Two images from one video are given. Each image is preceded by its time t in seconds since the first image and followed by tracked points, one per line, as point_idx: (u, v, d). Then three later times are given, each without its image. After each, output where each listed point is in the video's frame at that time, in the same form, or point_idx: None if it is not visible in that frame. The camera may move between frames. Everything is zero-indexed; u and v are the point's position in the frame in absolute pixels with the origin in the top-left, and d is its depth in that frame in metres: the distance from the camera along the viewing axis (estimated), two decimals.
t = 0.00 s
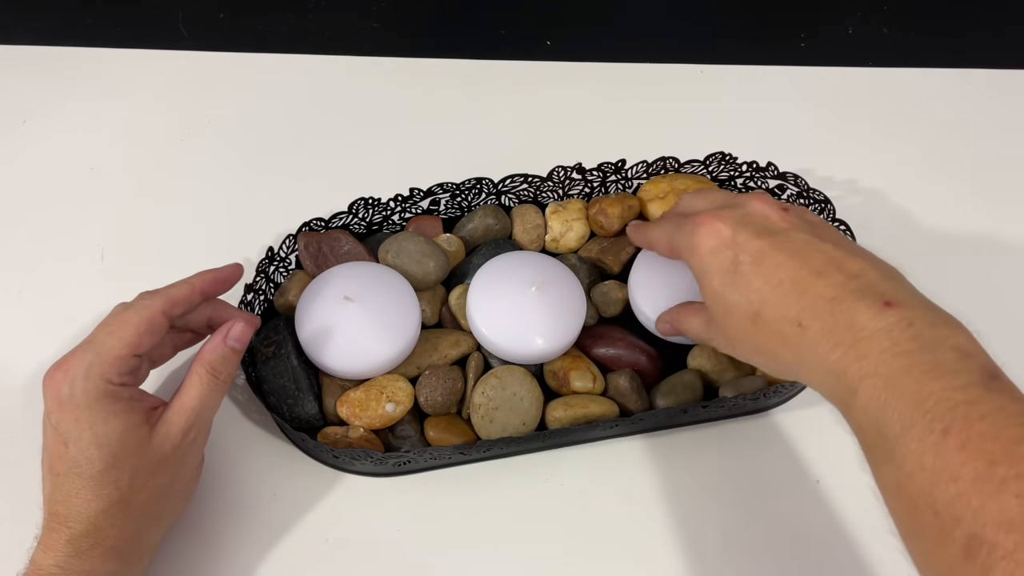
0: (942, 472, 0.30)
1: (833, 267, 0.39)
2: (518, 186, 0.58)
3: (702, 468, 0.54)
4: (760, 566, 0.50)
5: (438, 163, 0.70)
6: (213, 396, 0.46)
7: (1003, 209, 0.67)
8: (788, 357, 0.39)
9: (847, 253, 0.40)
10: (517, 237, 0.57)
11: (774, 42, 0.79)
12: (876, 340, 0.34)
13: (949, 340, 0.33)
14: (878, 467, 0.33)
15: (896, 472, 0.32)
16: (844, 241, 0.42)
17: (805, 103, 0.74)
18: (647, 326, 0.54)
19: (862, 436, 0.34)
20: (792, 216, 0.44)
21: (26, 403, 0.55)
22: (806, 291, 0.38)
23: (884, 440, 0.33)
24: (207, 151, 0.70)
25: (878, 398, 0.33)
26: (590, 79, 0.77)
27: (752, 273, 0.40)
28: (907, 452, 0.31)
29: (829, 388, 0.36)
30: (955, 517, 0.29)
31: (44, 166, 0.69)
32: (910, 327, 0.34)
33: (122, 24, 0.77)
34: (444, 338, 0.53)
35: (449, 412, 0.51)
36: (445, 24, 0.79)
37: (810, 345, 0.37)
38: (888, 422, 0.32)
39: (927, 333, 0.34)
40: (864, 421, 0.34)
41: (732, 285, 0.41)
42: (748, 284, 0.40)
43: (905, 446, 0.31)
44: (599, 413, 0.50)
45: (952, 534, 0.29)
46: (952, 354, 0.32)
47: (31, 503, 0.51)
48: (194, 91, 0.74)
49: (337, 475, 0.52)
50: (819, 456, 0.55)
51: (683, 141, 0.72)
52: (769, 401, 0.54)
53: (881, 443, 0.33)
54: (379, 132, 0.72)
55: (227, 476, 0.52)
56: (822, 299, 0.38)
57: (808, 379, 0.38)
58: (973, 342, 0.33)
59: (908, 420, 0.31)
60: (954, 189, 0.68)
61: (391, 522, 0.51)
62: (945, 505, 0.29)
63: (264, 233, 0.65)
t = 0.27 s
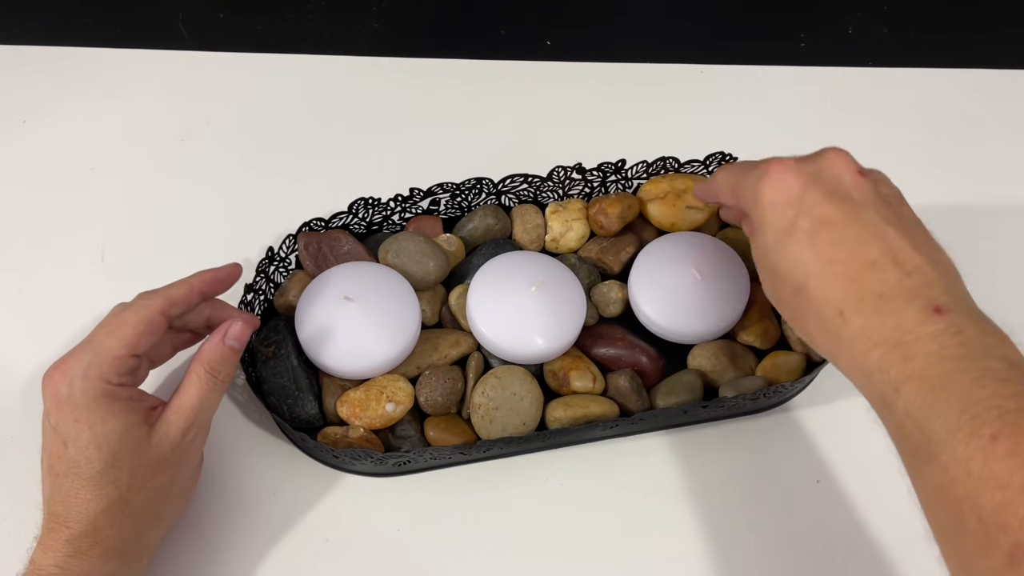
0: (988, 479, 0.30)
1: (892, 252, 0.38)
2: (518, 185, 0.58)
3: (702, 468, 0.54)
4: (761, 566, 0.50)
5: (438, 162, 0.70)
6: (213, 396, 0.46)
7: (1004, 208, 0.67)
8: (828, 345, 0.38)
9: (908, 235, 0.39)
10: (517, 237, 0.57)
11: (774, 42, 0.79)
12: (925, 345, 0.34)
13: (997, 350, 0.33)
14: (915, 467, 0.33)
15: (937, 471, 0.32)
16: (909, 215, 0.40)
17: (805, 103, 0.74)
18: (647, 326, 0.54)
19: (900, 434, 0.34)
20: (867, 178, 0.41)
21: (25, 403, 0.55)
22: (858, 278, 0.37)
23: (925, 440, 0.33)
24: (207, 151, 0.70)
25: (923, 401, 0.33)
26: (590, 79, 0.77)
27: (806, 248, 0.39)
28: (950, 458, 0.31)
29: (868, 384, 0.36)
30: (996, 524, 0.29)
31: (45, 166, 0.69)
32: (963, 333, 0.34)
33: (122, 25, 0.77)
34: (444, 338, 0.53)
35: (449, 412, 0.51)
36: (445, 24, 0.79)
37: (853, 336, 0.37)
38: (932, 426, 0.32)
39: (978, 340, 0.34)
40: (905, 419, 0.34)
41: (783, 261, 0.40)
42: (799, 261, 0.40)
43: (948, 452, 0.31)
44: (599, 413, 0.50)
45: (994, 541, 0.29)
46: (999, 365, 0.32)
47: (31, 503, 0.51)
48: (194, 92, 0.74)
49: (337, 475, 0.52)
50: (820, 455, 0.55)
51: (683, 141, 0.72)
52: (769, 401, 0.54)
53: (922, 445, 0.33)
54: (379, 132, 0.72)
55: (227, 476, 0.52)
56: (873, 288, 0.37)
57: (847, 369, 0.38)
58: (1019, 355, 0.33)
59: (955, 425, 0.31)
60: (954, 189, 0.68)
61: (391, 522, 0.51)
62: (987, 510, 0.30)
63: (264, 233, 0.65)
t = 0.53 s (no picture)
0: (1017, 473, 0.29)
1: (921, 249, 0.36)
2: (518, 186, 0.58)
3: (703, 468, 0.54)
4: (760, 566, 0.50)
5: (438, 163, 0.70)
6: (212, 395, 0.46)
7: (1005, 207, 0.67)
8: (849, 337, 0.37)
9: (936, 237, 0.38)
10: (517, 237, 0.57)
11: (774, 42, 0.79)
12: (953, 339, 0.33)
13: None
14: (938, 460, 0.33)
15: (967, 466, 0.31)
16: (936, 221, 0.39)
17: (805, 103, 0.74)
18: (647, 326, 0.54)
19: (926, 430, 0.33)
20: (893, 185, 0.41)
21: (25, 403, 0.55)
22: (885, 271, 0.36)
23: (951, 435, 0.32)
24: (207, 151, 0.70)
25: (953, 394, 0.31)
26: (590, 79, 0.77)
27: (834, 239, 0.38)
28: (979, 453, 0.30)
29: (892, 377, 0.35)
30: None
31: (45, 166, 0.69)
32: (994, 331, 0.33)
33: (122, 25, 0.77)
34: (443, 338, 0.53)
35: (449, 412, 0.51)
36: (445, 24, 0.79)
37: (879, 330, 0.35)
38: (960, 420, 0.31)
39: (1009, 339, 0.32)
40: (930, 413, 0.33)
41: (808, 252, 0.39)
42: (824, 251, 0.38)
43: (978, 447, 0.30)
44: (599, 413, 0.50)
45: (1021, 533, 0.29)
46: None
47: (31, 503, 0.51)
48: (194, 91, 0.74)
49: (337, 475, 0.52)
50: (821, 455, 0.54)
51: (683, 140, 0.72)
52: (769, 401, 0.54)
53: (948, 439, 0.32)
54: (379, 133, 0.72)
55: (227, 476, 0.52)
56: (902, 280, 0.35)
57: (868, 365, 0.36)
58: None
59: (985, 420, 0.30)
60: (954, 189, 0.68)
61: (392, 522, 0.51)
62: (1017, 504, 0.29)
63: (264, 233, 0.65)
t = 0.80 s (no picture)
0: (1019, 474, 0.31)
1: (934, 259, 0.39)
2: (518, 185, 0.58)
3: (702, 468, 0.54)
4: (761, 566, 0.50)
5: (438, 163, 0.70)
6: (212, 395, 0.46)
7: (1005, 207, 0.67)
8: (869, 346, 0.40)
9: (953, 247, 0.40)
10: (517, 237, 0.57)
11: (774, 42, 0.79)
12: (964, 346, 0.35)
13: None
14: (953, 465, 0.34)
15: (976, 470, 0.33)
16: (955, 230, 0.41)
17: (805, 103, 0.74)
18: (647, 326, 0.54)
19: (941, 434, 0.35)
20: (912, 195, 0.43)
21: (24, 402, 0.55)
22: (902, 282, 0.39)
23: (964, 439, 0.33)
24: (207, 151, 0.70)
25: (962, 400, 0.34)
26: (590, 79, 0.77)
27: (850, 252, 0.41)
28: (989, 457, 0.32)
29: (908, 385, 0.37)
30: None
31: (45, 166, 0.69)
32: (1005, 338, 0.34)
33: (122, 25, 0.77)
34: (443, 338, 0.53)
35: (449, 412, 0.51)
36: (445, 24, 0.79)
37: (892, 338, 0.38)
38: (971, 424, 0.33)
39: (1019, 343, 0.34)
40: (944, 418, 0.35)
41: (827, 267, 0.42)
42: (845, 267, 0.41)
43: (988, 452, 0.32)
44: (599, 413, 0.50)
45: None
46: None
47: (31, 503, 0.51)
48: (194, 91, 0.74)
49: (338, 475, 0.52)
50: (822, 455, 0.54)
51: (683, 140, 0.72)
52: (769, 401, 0.54)
53: (961, 443, 0.34)
54: (380, 133, 0.72)
55: (227, 476, 0.52)
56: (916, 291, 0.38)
57: (885, 371, 0.39)
58: None
59: (994, 425, 0.32)
60: (954, 189, 0.68)
61: (392, 521, 0.51)
62: None
63: (264, 233, 0.65)
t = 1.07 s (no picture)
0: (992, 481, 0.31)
1: (917, 269, 0.39)
2: (518, 185, 0.58)
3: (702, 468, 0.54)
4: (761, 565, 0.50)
5: (438, 162, 0.70)
6: (210, 394, 0.46)
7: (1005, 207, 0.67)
8: (854, 357, 0.41)
9: (939, 257, 0.39)
10: (517, 237, 0.57)
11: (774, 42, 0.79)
12: (939, 360, 0.36)
13: (1010, 359, 0.34)
14: (931, 471, 0.35)
15: (949, 478, 0.33)
16: (945, 235, 0.40)
17: (806, 103, 0.74)
18: (647, 326, 0.54)
19: (918, 444, 0.36)
20: (901, 196, 0.42)
21: (25, 402, 0.55)
22: (883, 295, 0.39)
23: (938, 448, 0.34)
24: (207, 151, 0.70)
25: (937, 413, 0.35)
26: (590, 79, 0.77)
27: (835, 263, 0.41)
28: (962, 465, 0.33)
29: (888, 395, 0.38)
30: (1007, 525, 0.30)
31: (45, 166, 0.69)
32: (979, 352, 0.35)
33: (122, 25, 0.77)
34: (443, 338, 0.53)
35: (449, 412, 0.51)
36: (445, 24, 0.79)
37: (874, 351, 0.39)
38: (944, 435, 0.34)
39: (993, 356, 0.35)
40: (920, 429, 0.36)
41: (815, 275, 0.42)
42: (828, 277, 0.42)
43: (960, 461, 0.33)
44: (599, 413, 0.50)
45: (1004, 542, 0.30)
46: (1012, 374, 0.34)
47: (31, 502, 0.51)
48: (194, 91, 0.74)
49: (337, 475, 0.52)
50: (822, 455, 0.54)
51: (683, 140, 0.72)
52: (769, 401, 0.54)
53: (936, 454, 0.34)
54: (380, 134, 0.72)
55: (227, 476, 0.52)
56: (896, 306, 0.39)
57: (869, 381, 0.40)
58: None
59: (966, 434, 0.33)
60: (955, 189, 0.68)
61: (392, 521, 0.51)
62: (997, 512, 0.31)
63: (264, 233, 0.65)
